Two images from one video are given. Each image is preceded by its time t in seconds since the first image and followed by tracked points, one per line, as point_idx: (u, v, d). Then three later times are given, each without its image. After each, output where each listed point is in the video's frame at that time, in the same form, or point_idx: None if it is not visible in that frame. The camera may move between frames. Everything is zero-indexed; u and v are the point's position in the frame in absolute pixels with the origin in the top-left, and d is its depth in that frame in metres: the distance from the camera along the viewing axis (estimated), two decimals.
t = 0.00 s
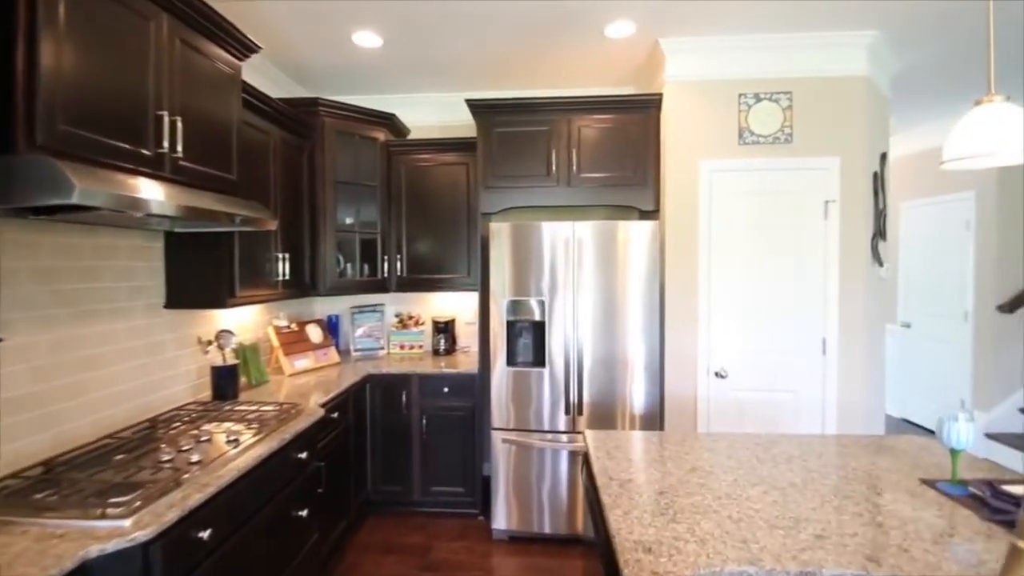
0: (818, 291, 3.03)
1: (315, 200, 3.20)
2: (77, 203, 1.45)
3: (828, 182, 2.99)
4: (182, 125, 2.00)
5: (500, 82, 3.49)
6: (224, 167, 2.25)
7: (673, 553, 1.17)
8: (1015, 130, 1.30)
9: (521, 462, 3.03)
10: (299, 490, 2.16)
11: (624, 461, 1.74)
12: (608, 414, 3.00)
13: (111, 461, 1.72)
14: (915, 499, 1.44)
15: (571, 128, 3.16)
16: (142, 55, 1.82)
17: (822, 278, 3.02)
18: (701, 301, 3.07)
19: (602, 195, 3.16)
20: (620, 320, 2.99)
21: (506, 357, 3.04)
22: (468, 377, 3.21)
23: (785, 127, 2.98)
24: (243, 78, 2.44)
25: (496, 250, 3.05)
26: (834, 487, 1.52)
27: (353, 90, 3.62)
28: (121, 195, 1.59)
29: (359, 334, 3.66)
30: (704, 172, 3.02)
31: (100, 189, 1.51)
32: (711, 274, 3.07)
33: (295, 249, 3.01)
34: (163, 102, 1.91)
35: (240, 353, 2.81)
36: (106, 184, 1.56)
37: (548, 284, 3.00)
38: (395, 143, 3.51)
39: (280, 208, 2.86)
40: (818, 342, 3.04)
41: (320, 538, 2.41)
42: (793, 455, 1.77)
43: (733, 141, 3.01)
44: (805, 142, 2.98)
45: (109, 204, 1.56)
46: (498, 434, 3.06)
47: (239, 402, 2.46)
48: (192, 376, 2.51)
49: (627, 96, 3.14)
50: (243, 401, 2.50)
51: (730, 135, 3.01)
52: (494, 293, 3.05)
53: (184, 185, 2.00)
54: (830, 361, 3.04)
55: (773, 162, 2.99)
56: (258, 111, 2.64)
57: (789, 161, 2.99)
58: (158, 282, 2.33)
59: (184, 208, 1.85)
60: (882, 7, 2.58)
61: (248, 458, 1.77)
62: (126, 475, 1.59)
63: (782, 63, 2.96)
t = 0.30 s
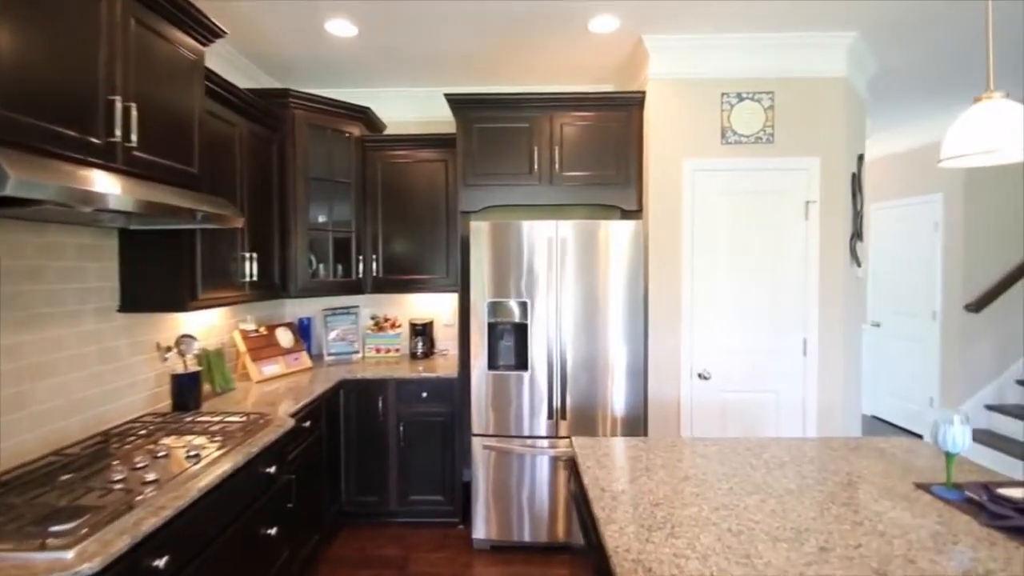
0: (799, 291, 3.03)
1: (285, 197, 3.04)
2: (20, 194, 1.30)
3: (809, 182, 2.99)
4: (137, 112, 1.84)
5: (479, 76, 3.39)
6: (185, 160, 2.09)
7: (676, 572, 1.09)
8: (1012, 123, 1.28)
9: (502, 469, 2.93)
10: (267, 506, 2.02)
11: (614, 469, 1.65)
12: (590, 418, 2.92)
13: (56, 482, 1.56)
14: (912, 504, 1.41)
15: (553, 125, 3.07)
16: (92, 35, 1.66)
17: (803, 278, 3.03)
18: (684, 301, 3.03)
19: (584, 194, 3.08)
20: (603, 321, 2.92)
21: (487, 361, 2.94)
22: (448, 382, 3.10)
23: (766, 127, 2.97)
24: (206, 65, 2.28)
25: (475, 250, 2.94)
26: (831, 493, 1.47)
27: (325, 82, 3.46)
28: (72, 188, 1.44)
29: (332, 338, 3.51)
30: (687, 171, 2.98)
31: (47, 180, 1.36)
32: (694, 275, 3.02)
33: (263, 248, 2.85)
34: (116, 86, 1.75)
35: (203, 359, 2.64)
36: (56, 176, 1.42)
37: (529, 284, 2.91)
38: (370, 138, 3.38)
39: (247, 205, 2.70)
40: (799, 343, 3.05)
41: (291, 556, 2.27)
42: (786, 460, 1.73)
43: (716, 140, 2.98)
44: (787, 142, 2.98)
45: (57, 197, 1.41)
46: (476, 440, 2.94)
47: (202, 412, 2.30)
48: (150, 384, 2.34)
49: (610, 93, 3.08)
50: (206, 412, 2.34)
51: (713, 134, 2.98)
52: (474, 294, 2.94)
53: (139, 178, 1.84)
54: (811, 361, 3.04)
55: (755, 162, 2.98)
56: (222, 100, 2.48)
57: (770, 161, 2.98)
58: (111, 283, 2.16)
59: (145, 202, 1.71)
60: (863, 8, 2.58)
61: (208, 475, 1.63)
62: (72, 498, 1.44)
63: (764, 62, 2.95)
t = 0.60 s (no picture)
0: (776, 291, 3.03)
1: (247, 194, 2.86)
2: None
3: (785, 183, 2.99)
4: (77, 97, 1.66)
5: (453, 70, 3.28)
6: (133, 151, 1.91)
7: None
8: (1007, 122, 1.26)
9: (479, 478, 2.82)
10: (226, 529, 1.87)
11: (601, 479, 1.57)
12: (570, 424, 2.83)
13: None
14: (906, 509, 1.37)
15: (530, 122, 2.97)
16: (23, 10, 1.48)
17: (780, 278, 3.02)
18: (664, 303, 2.97)
19: (562, 193, 2.99)
20: (583, 323, 2.83)
21: (464, 365, 2.82)
22: (423, 388, 2.97)
23: (744, 127, 2.95)
24: (157, 50, 2.10)
25: (450, 251, 2.81)
26: (824, 500, 1.43)
27: (289, 72, 3.27)
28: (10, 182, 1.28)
29: (298, 342, 3.34)
30: (666, 170, 2.93)
31: None
32: (673, 275, 2.97)
33: (222, 248, 2.66)
34: (52, 71, 1.58)
35: (155, 368, 2.44)
36: None
37: (507, 286, 2.81)
38: (338, 133, 3.23)
39: (204, 202, 2.51)
40: (776, 342, 3.04)
41: None
42: (775, 464, 1.68)
43: (694, 140, 2.94)
44: (764, 142, 2.97)
45: None
46: (452, 448, 2.82)
47: (154, 427, 2.12)
48: (95, 397, 2.14)
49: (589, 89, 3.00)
50: (159, 426, 2.16)
51: (691, 133, 2.94)
52: (449, 296, 2.81)
53: (80, 170, 1.67)
54: (788, 361, 3.04)
55: (734, 162, 2.96)
56: (176, 89, 2.29)
57: (748, 161, 2.96)
58: (51, 288, 1.97)
59: (92, 197, 1.55)
60: (839, 9, 2.59)
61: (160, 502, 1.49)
62: None
63: (741, 62, 2.93)
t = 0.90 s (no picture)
0: (754, 289, 3.00)
1: (205, 188, 2.67)
2: None
3: (763, 180, 2.97)
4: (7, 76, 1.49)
5: (427, 61, 3.15)
6: (74, 139, 1.74)
7: None
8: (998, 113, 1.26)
9: (456, 485, 2.70)
10: (179, 553, 1.72)
11: (588, 487, 1.47)
12: (550, 428, 2.73)
13: None
14: (902, 513, 1.33)
15: (507, 115, 2.87)
16: None
17: (758, 276, 3.00)
18: (644, 301, 2.91)
19: (540, 189, 2.90)
20: (562, 324, 2.74)
21: (440, 368, 2.70)
22: (396, 393, 2.84)
23: (722, 124, 2.93)
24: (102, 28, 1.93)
25: (425, 249, 2.69)
26: (818, 504, 1.38)
27: (251, 60, 3.09)
28: None
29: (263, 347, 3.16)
30: (646, 167, 2.87)
31: None
32: (653, 273, 2.91)
33: (176, 246, 2.48)
34: None
35: (103, 377, 2.25)
36: None
37: (484, 285, 2.70)
38: (306, 125, 3.07)
39: (157, 196, 2.33)
40: (755, 340, 3.01)
41: None
42: (765, 466, 1.63)
43: (674, 136, 2.90)
44: (742, 139, 2.95)
45: None
46: (428, 455, 2.70)
47: (99, 442, 1.94)
48: (31, 410, 1.95)
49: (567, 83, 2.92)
50: (105, 441, 1.97)
51: (671, 130, 2.90)
52: (423, 297, 2.69)
53: (12, 157, 1.50)
54: (766, 358, 3.02)
55: (713, 158, 2.92)
56: (124, 73, 2.11)
57: (726, 158, 2.93)
58: None
59: (32, 188, 1.40)
60: (817, 6, 2.58)
61: (101, 531, 1.34)
62: None
63: (719, 58, 2.91)
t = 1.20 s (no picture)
0: (739, 288, 2.96)
1: (162, 183, 2.49)
2: None
3: (747, 178, 2.93)
4: None
5: (403, 51, 3.01)
6: (9, 125, 1.56)
7: None
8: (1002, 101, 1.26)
9: (436, 496, 2.57)
10: None
11: (581, 502, 1.37)
12: (533, 433, 2.63)
13: None
14: (908, 522, 1.28)
15: (487, 108, 2.75)
16: None
17: (743, 275, 2.95)
18: (629, 301, 2.84)
19: (522, 185, 2.79)
20: (545, 325, 2.64)
21: (418, 373, 2.56)
22: (372, 400, 2.69)
23: (706, 120, 2.87)
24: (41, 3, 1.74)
25: (401, 248, 2.55)
26: (821, 515, 1.32)
27: (212, 46, 2.89)
28: None
29: (227, 352, 2.97)
30: (630, 163, 2.80)
31: None
32: (638, 272, 2.84)
33: (129, 245, 2.28)
34: None
35: (45, 389, 2.05)
36: None
37: (464, 286, 2.58)
38: (273, 116, 2.90)
39: (107, 190, 2.14)
40: (739, 340, 2.97)
41: None
42: (763, 473, 1.56)
43: (657, 132, 2.83)
44: (726, 136, 2.90)
45: None
46: (407, 465, 2.56)
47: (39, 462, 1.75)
48: None
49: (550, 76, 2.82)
50: (46, 460, 1.78)
51: (655, 126, 2.83)
52: (400, 298, 2.55)
53: None
54: (751, 358, 2.98)
55: (697, 155, 2.87)
56: (69, 54, 1.93)
57: (710, 155, 2.88)
58: None
59: None
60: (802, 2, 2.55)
61: (46, 557, 1.22)
62: None
63: (703, 54, 2.85)
